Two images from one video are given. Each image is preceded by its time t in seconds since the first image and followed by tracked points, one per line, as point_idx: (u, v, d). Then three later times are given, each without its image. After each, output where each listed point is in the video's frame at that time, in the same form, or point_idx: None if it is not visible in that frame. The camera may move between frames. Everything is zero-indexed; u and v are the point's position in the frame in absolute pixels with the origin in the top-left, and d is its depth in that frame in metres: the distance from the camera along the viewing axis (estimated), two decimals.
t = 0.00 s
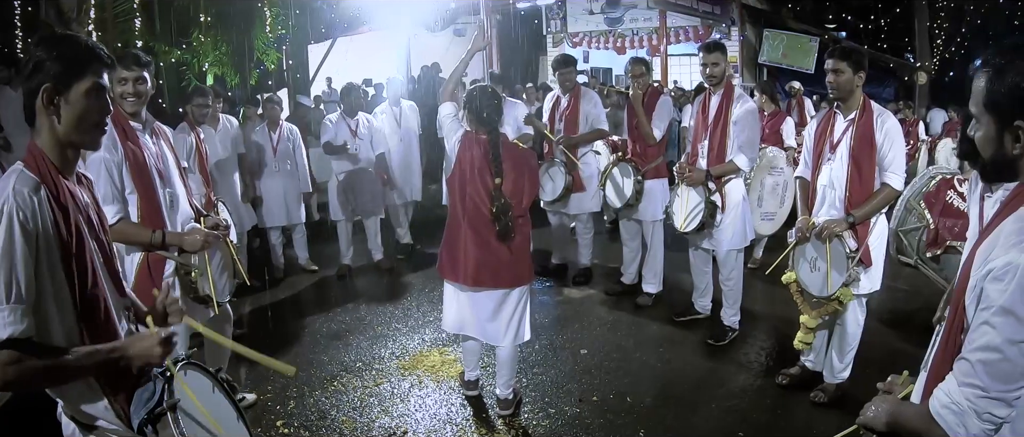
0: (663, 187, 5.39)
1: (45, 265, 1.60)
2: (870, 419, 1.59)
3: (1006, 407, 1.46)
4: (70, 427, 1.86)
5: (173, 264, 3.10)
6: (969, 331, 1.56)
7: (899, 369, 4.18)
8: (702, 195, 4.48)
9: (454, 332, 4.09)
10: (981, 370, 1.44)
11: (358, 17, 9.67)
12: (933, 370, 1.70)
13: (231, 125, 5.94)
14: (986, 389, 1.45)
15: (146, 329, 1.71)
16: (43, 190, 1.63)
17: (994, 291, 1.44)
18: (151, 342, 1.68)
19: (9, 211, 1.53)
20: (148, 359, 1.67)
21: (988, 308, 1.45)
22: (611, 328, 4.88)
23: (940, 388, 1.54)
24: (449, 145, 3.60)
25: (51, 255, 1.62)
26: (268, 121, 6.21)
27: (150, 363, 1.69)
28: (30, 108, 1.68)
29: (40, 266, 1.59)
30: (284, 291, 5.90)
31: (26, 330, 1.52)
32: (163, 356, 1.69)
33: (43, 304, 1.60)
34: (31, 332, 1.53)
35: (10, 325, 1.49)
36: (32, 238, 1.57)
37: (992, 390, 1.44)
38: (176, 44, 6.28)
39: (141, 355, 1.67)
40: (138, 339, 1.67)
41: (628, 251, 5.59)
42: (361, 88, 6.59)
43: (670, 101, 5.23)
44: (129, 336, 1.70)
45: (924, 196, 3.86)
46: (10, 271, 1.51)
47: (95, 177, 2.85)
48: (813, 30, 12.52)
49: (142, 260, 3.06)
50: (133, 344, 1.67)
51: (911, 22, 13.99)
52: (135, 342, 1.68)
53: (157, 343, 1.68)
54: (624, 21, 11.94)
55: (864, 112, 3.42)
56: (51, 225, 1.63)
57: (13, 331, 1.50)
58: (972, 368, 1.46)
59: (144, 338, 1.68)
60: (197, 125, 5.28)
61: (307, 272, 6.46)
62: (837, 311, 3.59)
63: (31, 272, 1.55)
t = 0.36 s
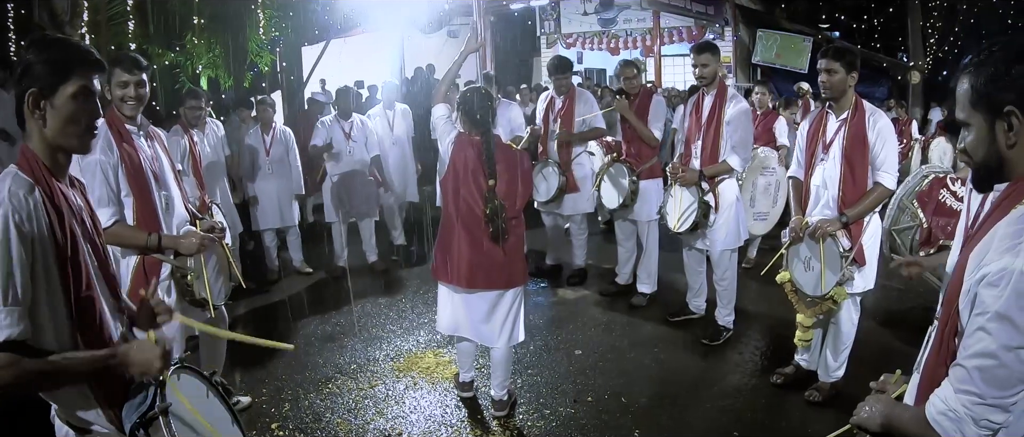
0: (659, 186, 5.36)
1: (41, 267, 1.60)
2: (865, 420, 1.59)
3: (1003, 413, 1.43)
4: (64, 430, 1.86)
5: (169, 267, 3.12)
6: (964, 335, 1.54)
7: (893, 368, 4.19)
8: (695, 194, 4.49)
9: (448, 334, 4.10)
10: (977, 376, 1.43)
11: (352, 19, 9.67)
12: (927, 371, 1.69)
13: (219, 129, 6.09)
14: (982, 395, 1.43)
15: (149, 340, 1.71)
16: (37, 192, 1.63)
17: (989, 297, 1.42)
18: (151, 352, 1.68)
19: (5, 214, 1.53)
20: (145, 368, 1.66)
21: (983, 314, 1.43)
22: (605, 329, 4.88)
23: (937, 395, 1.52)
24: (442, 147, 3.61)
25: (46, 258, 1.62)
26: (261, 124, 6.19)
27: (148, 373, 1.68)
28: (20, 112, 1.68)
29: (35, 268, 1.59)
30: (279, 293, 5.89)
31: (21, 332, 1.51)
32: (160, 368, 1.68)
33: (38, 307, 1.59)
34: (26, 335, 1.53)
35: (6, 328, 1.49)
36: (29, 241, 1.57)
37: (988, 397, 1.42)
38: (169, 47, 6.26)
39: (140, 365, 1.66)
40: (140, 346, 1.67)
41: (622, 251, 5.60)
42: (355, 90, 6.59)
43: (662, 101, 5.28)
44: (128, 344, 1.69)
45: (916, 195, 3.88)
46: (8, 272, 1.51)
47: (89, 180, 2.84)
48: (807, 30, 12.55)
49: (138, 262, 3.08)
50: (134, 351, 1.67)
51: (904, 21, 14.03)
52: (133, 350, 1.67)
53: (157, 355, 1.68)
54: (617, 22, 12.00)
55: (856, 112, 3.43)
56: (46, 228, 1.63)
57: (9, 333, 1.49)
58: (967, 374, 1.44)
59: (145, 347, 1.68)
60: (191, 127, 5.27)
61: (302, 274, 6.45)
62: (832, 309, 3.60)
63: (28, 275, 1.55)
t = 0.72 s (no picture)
0: (653, 187, 5.38)
1: (31, 269, 1.59)
2: (860, 419, 1.59)
3: (997, 409, 1.43)
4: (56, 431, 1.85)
5: (169, 269, 3.12)
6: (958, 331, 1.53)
7: (887, 366, 4.20)
8: (689, 194, 4.50)
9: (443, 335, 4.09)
10: (971, 371, 1.42)
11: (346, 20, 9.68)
12: (922, 368, 1.68)
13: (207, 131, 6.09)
14: (976, 391, 1.42)
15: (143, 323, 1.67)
16: (28, 194, 1.62)
17: (982, 293, 1.42)
18: (145, 335, 1.63)
19: None
20: (140, 351, 1.62)
21: (976, 310, 1.43)
22: (600, 329, 4.88)
23: (930, 390, 1.51)
24: (436, 148, 3.61)
25: (37, 259, 1.61)
26: (255, 125, 6.18)
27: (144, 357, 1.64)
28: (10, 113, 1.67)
29: (26, 269, 1.58)
30: (273, 295, 5.89)
31: (15, 331, 1.49)
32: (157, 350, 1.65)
33: (31, 307, 1.58)
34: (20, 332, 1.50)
35: None
36: (20, 243, 1.56)
37: (982, 392, 1.42)
38: (163, 49, 6.25)
39: (135, 348, 1.62)
40: (134, 331, 1.63)
41: (618, 252, 5.60)
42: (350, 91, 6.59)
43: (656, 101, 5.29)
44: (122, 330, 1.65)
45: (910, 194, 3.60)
46: None
47: (87, 182, 2.77)
48: (801, 30, 12.57)
49: (137, 266, 3.05)
50: (128, 336, 1.63)
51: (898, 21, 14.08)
52: (127, 336, 1.63)
53: (153, 337, 1.64)
54: (612, 22, 12.02)
55: (850, 111, 3.44)
56: (37, 230, 1.62)
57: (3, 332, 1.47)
58: (962, 369, 1.44)
59: (140, 331, 1.63)
60: (185, 129, 5.25)
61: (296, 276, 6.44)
62: (826, 309, 3.61)
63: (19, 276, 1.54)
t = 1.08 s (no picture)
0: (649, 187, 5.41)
1: (31, 271, 1.59)
2: (858, 417, 1.59)
3: (996, 402, 1.44)
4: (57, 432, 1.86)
5: (169, 271, 3.10)
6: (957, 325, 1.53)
7: (885, 366, 4.20)
8: (688, 194, 4.50)
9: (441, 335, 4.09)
10: (971, 364, 1.42)
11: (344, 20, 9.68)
12: (921, 363, 1.68)
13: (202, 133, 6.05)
14: (975, 383, 1.42)
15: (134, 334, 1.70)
16: (27, 196, 1.62)
17: (983, 286, 1.42)
18: (137, 347, 1.66)
19: None
20: (133, 364, 1.66)
21: (977, 303, 1.42)
22: (598, 329, 4.89)
23: (929, 384, 1.51)
24: (432, 148, 3.61)
25: (36, 262, 1.61)
26: (253, 125, 6.17)
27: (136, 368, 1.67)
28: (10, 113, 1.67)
29: (25, 271, 1.58)
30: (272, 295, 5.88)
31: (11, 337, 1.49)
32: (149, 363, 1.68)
33: (29, 311, 1.58)
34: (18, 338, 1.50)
35: None
36: (19, 246, 1.56)
37: (982, 385, 1.42)
38: (160, 49, 6.23)
39: (128, 359, 1.65)
40: (128, 341, 1.66)
41: (615, 251, 5.60)
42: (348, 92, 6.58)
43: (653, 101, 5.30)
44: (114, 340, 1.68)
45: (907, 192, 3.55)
46: None
47: (88, 177, 2.79)
48: (798, 30, 12.59)
49: (136, 267, 3.03)
50: (120, 346, 1.66)
51: (895, 20, 14.11)
52: (120, 346, 1.66)
53: (145, 347, 1.67)
54: (609, 22, 12.03)
55: (847, 110, 3.45)
56: (37, 232, 1.62)
57: None
58: (961, 362, 1.44)
59: (131, 342, 1.66)
60: (183, 130, 5.25)
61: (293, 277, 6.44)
62: (825, 308, 3.61)
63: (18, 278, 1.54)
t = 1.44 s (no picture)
0: (651, 187, 5.40)
1: (30, 269, 1.59)
2: (859, 416, 1.59)
3: (997, 396, 1.42)
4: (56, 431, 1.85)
5: (165, 269, 3.09)
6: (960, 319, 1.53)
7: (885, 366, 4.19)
8: (689, 193, 4.49)
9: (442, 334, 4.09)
10: (972, 355, 1.41)
11: (344, 19, 9.67)
12: (923, 358, 1.68)
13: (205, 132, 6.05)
14: (977, 376, 1.41)
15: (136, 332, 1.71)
16: (26, 195, 1.62)
17: (988, 278, 1.42)
18: (141, 346, 1.67)
19: None
20: (138, 362, 1.66)
21: (981, 296, 1.42)
22: (599, 328, 4.88)
23: (930, 376, 1.50)
24: (432, 147, 3.61)
25: (35, 261, 1.61)
26: (253, 125, 6.16)
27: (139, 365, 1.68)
28: (9, 113, 1.66)
29: (25, 269, 1.57)
30: (271, 295, 5.87)
31: (13, 337, 1.49)
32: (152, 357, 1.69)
33: (29, 312, 1.58)
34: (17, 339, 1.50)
35: None
36: (19, 244, 1.55)
37: (983, 378, 1.40)
38: (160, 49, 6.22)
39: (133, 357, 1.66)
40: (130, 339, 1.67)
41: (616, 250, 5.59)
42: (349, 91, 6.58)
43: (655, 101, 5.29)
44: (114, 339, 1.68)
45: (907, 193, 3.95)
46: None
47: (86, 175, 2.82)
48: (799, 29, 12.58)
49: (133, 266, 3.02)
50: (124, 343, 1.66)
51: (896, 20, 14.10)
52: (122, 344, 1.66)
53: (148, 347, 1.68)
54: (609, 21, 12.00)
55: (848, 110, 3.44)
56: (35, 232, 1.62)
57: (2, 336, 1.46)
58: (962, 355, 1.43)
59: (137, 341, 1.67)
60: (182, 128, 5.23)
61: (294, 276, 6.43)
62: (825, 308, 3.60)
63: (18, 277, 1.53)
